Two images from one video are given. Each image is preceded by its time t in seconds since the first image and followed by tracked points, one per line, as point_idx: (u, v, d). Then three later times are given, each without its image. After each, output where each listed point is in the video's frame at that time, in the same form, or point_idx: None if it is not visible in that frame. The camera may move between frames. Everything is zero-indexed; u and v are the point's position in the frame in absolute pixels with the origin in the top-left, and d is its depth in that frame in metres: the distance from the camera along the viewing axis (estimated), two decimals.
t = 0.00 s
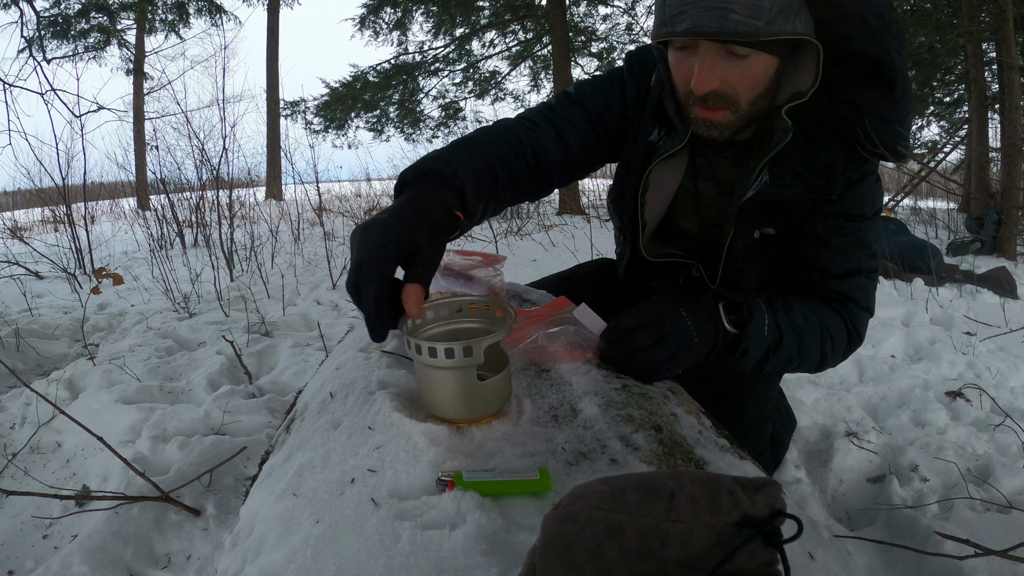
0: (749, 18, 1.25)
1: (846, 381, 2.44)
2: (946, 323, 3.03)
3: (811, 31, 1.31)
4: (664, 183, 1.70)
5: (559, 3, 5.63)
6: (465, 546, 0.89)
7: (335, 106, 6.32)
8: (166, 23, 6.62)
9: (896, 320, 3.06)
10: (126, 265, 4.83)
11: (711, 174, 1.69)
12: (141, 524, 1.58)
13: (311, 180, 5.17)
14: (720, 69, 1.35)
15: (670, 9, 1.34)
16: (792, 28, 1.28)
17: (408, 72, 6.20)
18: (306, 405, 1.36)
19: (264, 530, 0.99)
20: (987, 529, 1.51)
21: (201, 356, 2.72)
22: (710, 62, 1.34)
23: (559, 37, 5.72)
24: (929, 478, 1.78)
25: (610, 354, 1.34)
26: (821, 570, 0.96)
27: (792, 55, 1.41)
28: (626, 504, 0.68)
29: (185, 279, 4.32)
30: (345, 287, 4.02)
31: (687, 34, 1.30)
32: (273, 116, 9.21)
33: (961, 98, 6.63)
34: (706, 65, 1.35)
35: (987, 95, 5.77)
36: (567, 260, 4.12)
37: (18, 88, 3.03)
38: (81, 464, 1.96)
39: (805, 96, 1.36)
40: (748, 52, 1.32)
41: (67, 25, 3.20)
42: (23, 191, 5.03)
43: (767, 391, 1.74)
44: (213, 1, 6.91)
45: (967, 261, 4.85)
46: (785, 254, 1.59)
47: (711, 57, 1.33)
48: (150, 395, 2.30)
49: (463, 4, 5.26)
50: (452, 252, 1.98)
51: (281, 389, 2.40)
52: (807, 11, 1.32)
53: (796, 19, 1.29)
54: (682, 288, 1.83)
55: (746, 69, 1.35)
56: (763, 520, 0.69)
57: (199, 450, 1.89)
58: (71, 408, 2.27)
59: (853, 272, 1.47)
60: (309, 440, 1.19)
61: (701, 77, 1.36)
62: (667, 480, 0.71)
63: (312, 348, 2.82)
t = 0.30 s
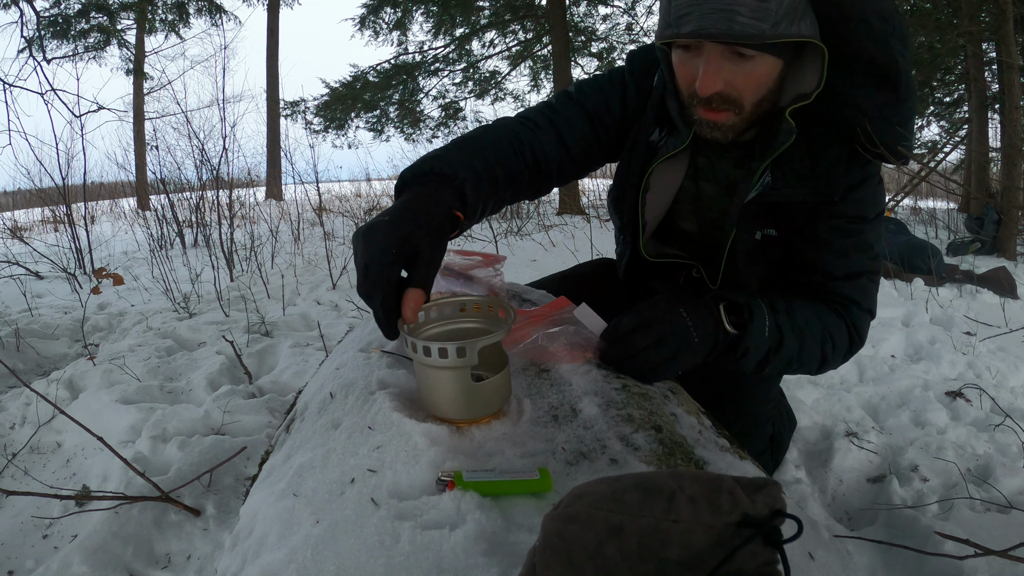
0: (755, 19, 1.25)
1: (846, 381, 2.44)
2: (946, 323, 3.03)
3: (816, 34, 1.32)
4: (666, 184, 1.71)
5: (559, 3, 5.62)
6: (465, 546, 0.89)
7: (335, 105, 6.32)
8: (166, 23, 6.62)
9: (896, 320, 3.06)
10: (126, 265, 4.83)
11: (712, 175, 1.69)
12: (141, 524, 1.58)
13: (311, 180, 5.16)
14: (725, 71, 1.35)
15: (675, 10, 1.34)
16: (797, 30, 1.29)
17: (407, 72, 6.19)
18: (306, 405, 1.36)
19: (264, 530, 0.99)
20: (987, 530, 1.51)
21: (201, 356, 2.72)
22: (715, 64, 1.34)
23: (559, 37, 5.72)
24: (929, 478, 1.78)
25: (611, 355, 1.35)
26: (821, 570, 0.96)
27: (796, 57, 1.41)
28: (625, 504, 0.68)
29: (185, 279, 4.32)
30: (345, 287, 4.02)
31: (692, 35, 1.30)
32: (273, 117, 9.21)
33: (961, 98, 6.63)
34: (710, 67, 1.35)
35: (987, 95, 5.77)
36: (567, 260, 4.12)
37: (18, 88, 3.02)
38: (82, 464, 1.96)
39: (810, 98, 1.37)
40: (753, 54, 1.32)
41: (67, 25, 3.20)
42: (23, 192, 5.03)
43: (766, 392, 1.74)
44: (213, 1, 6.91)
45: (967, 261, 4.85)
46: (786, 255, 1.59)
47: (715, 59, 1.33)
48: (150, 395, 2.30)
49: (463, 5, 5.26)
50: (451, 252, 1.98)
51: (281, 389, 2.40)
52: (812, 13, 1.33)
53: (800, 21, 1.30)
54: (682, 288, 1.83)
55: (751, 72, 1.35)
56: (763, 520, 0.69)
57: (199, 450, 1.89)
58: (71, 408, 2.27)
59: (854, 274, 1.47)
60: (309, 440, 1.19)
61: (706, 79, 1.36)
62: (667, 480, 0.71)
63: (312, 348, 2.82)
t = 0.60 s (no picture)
0: (756, 18, 1.25)
1: (846, 381, 2.44)
2: (947, 323, 3.03)
3: (817, 33, 1.32)
4: (666, 183, 1.70)
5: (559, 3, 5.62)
6: (465, 546, 0.89)
7: (335, 106, 6.32)
8: (166, 23, 6.62)
9: (896, 320, 3.06)
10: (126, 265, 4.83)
11: (713, 174, 1.69)
12: (141, 524, 1.58)
13: (311, 180, 5.16)
14: (727, 70, 1.35)
15: (678, 9, 1.34)
16: (798, 30, 1.29)
17: (407, 72, 6.19)
18: (306, 405, 1.36)
19: (264, 530, 0.99)
20: (987, 530, 1.50)
21: (201, 356, 2.72)
22: (717, 62, 1.34)
23: (559, 37, 5.72)
24: (930, 478, 1.78)
25: (611, 355, 1.34)
26: (820, 570, 0.96)
27: (797, 56, 1.41)
28: (625, 504, 0.68)
29: (185, 279, 4.32)
30: (345, 287, 4.02)
31: (694, 34, 1.30)
32: (273, 117, 9.22)
33: (961, 98, 6.62)
34: (712, 65, 1.34)
35: (987, 95, 5.77)
36: (567, 260, 4.12)
37: (18, 88, 3.01)
38: (81, 464, 1.96)
39: (812, 97, 1.37)
40: (755, 53, 1.32)
41: (67, 25, 3.20)
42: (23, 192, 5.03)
43: (766, 392, 1.74)
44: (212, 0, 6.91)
45: (967, 261, 4.85)
46: (786, 255, 1.59)
47: (717, 58, 1.33)
48: (150, 395, 2.30)
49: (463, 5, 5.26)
50: (451, 252, 1.98)
51: (281, 389, 2.40)
52: (813, 12, 1.33)
53: (802, 21, 1.30)
54: (682, 289, 1.83)
55: (752, 70, 1.35)
56: (763, 520, 0.69)
57: (199, 450, 1.89)
58: (71, 408, 2.27)
59: (854, 274, 1.47)
60: (309, 440, 1.19)
61: (707, 78, 1.36)
62: (667, 480, 0.71)
63: (312, 348, 2.82)
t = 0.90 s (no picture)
0: (755, 17, 1.25)
1: (846, 381, 2.44)
2: (947, 323, 3.03)
3: (817, 32, 1.32)
4: (666, 182, 1.70)
5: (559, 3, 5.62)
6: (465, 547, 0.89)
7: (335, 106, 6.32)
8: (166, 24, 6.63)
9: (896, 320, 3.06)
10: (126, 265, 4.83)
11: (713, 174, 1.69)
12: (140, 524, 1.58)
13: (311, 180, 5.16)
14: (726, 69, 1.35)
15: (676, 8, 1.35)
16: (798, 28, 1.29)
17: (407, 72, 6.19)
18: (306, 406, 1.36)
19: (264, 530, 0.99)
20: (987, 530, 1.50)
21: (201, 356, 2.72)
22: (715, 61, 1.34)
23: (559, 37, 5.72)
24: (929, 478, 1.78)
25: (611, 355, 1.34)
26: (821, 570, 0.96)
27: (797, 56, 1.41)
28: (625, 504, 0.68)
29: (185, 279, 4.32)
30: (345, 287, 4.02)
31: (692, 33, 1.30)
32: (273, 117, 9.22)
33: (961, 98, 6.62)
34: (711, 64, 1.35)
35: (987, 95, 5.76)
36: (567, 260, 4.12)
37: (19, 88, 3.02)
38: (81, 464, 1.96)
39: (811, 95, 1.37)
40: (754, 51, 1.32)
41: (67, 25, 3.20)
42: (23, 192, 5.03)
43: (766, 392, 1.74)
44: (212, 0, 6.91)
45: (967, 261, 4.85)
46: (786, 254, 1.59)
47: (716, 57, 1.34)
48: (150, 395, 2.30)
49: (463, 5, 5.26)
50: (451, 252, 1.98)
51: (281, 389, 2.40)
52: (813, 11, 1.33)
53: (801, 19, 1.30)
54: (682, 289, 1.83)
55: (751, 69, 1.35)
56: (763, 520, 0.69)
57: (199, 450, 1.89)
58: (71, 408, 2.27)
59: (854, 273, 1.46)
60: (309, 440, 1.19)
61: (706, 76, 1.36)
62: (668, 480, 0.71)
63: (312, 348, 2.82)
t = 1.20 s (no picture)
0: (747, 13, 1.26)
1: (846, 381, 2.44)
2: (947, 323, 3.03)
3: (812, 28, 1.32)
4: (664, 181, 1.70)
5: (559, 3, 5.62)
6: (465, 547, 0.89)
7: (335, 106, 6.32)
8: (166, 24, 6.62)
9: (896, 320, 3.06)
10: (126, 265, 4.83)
11: (711, 173, 1.69)
12: (140, 524, 1.57)
13: (311, 180, 5.16)
14: (720, 66, 1.35)
15: (670, 4, 1.35)
16: (792, 25, 1.29)
17: (407, 72, 6.19)
18: (306, 406, 1.36)
19: (264, 530, 0.99)
20: (987, 530, 1.50)
21: (201, 356, 2.72)
22: (709, 57, 1.34)
23: (559, 37, 5.72)
24: (929, 478, 1.78)
25: (610, 355, 1.34)
26: (820, 570, 0.96)
27: (792, 55, 1.42)
28: (625, 504, 0.68)
29: (185, 279, 4.32)
30: (345, 286, 4.02)
31: (686, 29, 1.31)
32: (273, 117, 9.22)
33: (961, 98, 6.62)
34: (705, 61, 1.35)
35: (987, 95, 5.76)
36: (567, 260, 4.12)
37: (19, 88, 3.01)
38: (81, 464, 1.96)
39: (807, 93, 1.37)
40: (748, 48, 1.32)
41: (67, 25, 3.20)
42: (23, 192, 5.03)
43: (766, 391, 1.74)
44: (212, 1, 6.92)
45: (967, 261, 4.85)
46: (785, 253, 1.59)
47: (710, 54, 1.34)
48: (150, 395, 2.30)
49: (463, 5, 5.26)
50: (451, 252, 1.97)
51: (281, 389, 2.40)
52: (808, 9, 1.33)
53: (796, 16, 1.29)
54: (682, 289, 1.83)
55: (745, 66, 1.35)
56: (763, 520, 0.69)
57: (199, 450, 1.89)
58: (71, 408, 2.27)
59: (854, 272, 1.46)
60: (309, 440, 1.19)
61: (701, 73, 1.36)
62: (668, 480, 0.71)
63: (312, 348, 2.82)
